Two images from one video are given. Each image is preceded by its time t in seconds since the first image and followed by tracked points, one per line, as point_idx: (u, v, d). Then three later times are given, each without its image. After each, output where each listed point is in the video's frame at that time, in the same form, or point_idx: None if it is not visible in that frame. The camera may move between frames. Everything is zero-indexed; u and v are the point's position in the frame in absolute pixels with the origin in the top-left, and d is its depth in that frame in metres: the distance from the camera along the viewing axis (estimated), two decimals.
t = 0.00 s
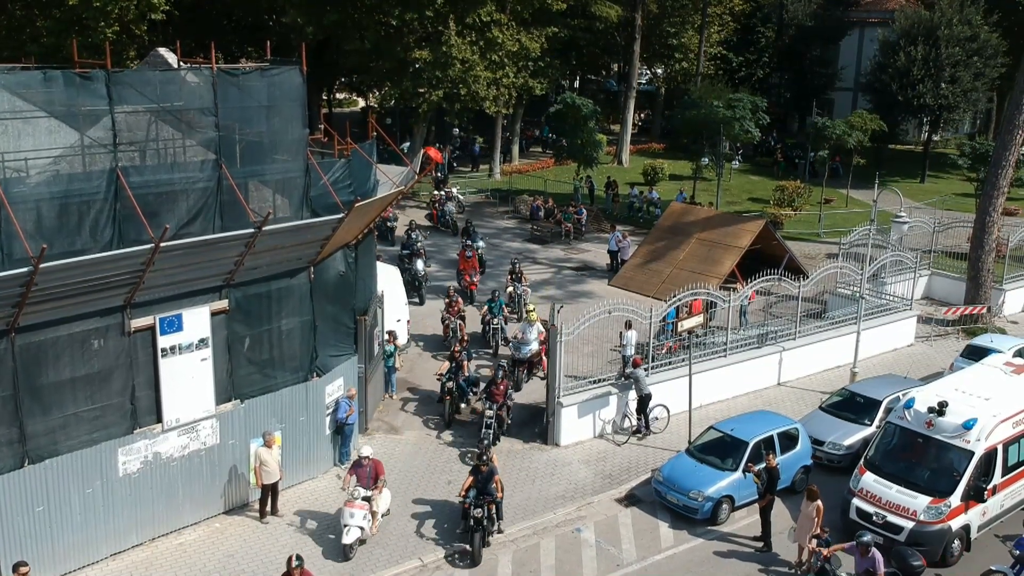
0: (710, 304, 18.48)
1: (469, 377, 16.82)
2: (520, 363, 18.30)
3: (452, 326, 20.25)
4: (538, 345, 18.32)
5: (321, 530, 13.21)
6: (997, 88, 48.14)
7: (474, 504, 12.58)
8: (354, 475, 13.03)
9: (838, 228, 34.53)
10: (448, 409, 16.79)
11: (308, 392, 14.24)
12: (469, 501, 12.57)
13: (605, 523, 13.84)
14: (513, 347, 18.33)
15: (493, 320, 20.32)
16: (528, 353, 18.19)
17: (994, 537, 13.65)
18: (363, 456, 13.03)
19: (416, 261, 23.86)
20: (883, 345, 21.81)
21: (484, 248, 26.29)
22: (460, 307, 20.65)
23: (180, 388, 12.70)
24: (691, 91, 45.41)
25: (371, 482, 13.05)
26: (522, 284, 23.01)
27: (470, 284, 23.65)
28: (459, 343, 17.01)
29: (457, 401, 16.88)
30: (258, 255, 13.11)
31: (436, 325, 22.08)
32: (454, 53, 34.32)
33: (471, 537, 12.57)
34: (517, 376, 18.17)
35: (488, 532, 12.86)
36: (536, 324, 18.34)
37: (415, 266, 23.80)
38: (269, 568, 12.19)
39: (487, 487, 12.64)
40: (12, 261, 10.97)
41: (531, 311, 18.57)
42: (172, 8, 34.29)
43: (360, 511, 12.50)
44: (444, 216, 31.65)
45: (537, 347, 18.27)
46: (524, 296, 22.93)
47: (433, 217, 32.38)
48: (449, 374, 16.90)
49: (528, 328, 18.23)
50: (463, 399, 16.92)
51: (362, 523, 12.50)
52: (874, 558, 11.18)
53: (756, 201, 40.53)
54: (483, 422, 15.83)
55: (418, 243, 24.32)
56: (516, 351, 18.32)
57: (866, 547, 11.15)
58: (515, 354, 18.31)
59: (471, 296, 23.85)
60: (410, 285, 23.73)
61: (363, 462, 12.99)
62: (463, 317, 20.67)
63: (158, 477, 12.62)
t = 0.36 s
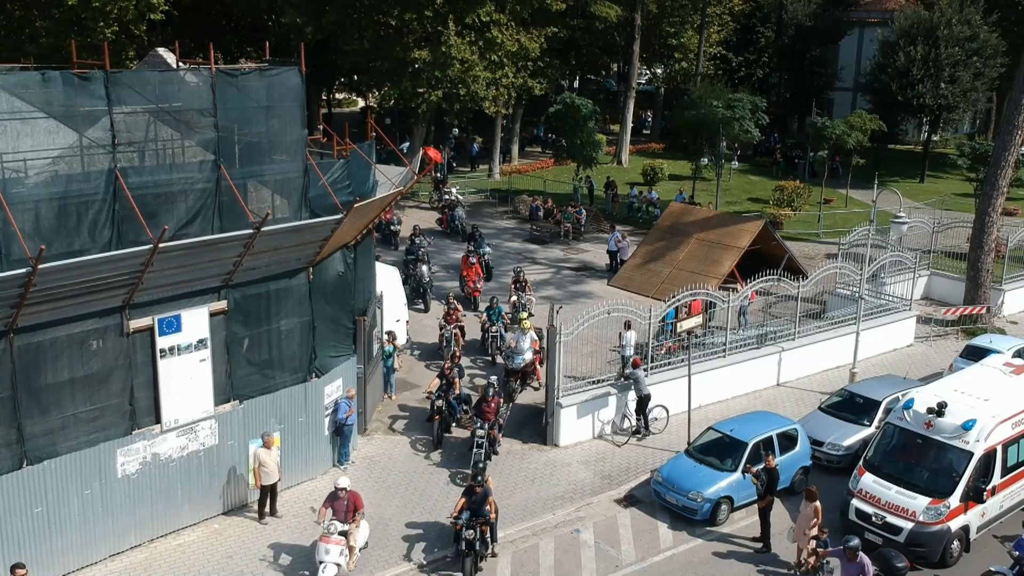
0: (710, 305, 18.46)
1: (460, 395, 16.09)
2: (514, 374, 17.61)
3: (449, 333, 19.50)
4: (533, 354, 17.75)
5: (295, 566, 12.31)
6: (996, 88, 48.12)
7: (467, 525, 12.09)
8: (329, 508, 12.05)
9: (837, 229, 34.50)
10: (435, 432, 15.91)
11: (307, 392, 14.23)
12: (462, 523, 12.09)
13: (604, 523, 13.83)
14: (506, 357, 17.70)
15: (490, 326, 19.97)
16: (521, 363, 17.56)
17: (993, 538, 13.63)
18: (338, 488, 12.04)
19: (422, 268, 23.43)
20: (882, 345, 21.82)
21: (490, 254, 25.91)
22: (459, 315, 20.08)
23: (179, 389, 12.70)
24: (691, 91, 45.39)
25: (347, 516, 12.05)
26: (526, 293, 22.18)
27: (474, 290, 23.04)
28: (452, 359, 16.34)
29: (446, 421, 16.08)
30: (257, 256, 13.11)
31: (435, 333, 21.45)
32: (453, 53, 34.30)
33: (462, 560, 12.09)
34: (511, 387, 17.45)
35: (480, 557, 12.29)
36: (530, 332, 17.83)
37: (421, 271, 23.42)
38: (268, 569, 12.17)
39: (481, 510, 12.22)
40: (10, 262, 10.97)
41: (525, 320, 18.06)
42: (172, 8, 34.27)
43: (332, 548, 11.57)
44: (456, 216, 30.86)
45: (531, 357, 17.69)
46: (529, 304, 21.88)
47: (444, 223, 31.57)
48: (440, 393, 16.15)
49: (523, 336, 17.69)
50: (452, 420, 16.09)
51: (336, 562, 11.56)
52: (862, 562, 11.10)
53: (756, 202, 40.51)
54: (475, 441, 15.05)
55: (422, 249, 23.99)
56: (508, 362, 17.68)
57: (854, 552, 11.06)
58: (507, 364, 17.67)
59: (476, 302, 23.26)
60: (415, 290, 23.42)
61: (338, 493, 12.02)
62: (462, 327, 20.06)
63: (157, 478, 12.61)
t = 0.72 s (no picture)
0: (710, 305, 18.45)
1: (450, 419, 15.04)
2: (504, 385, 17.03)
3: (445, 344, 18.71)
4: (525, 365, 17.21)
5: None
6: (996, 88, 48.12)
7: (457, 553, 11.56)
8: (304, 544, 11.04)
9: (837, 229, 34.49)
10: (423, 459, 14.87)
11: (307, 393, 14.22)
12: (452, 551, 11.56)
13: (604, 525, 13.82)
14: (498, 368, 17.19)
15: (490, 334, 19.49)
16: (514, 374, 17.03)
17: (993, 539, 13.62)
18: (314, 522, 11.07)
19: (426, 274, 22.91)
20: (882, 345, 21.83)
21: (497, 261, 25.35)
22: (457, 323, 19.32)
23: (180, 390, 12.70)
24: (691, 91, 45.38)
25: (323, 552, 11.06)
26: (531, 304, 21.33)
27: (478, 297, 22.41)
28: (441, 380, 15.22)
29: (434, 446, 15.05)
30: (257, 257, 13.10)
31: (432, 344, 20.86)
32: (453, 54, 34.27)
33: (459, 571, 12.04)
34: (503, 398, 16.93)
35: None
36: (523, 342, 17.31)
37: (425, 278, 22.91)
38: (267, 571, 12.17)
39: (474, 536, 11.62)
40: (10, 263, 10.97)
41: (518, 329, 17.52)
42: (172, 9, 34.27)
43: None
44: (464, 218, 30.34)
45: (522, 368, 17.13)
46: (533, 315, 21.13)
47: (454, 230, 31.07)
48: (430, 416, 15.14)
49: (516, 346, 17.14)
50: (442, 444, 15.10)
51: None
52: (851, 567, 11.13)
53: (756, 202, 40.50)
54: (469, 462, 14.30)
55: (427, 255, 23.49)
56: (500, 373, 17.14)
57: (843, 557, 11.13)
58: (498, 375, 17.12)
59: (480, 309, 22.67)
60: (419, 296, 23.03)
61: (314, 528, 11.04)
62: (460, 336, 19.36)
63: (157, 479, 12.60)
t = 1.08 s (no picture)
0: (710, 305, 18.45)
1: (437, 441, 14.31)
2: (498, 398, 16.62)
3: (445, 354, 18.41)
4: (519, 376, 16.68)
5: None
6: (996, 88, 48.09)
7: None
8: None
9: (837, 229, 34.46)
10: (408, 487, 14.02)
11: (307, 394, 14.21)
12: (442, 574, 11.18)
13: (605, 525, 13.82)
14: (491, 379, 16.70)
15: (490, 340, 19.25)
16: (506, 387, 16.51)
17: (994, 539, 13.61)
18: (289, 562, 10.53)
19: (431, 281, 22.17)
20: (883, 346, 21.82)
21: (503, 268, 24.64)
22: (457, 332, 18.98)
23: (180, 391, 12.70)
24: (691, 91, 45.35)
25: None
26: (535, 313, 20.63)
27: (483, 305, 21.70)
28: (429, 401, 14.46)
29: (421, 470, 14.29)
30: (258, 257, 13.10)
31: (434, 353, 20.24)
32: (453, 54, 34.25)
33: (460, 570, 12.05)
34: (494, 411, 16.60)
35: None
36: (517, 353, 16.72)
37: (430, 285, 22.13)
38: (268, 571, 12.16)
39: (464, 560, 11.13)
40: (11, 264, 10.97)
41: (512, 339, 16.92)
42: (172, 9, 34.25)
43: None
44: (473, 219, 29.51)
45: (517, 379, 16.62)
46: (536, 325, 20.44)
47: (465, 235, 30.24)
48: (416, 440, 14.25)
49: (509, 357, 16.57)
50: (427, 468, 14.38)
51: None
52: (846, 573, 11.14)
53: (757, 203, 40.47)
54: (467, 481, 13.74)
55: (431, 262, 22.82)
56: (493, 385, 16.65)
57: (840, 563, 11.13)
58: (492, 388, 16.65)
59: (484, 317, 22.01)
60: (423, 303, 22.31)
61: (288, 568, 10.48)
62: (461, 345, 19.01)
63: (158, 479, 12.60)
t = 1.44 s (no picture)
0: (710, 306, 18.47)
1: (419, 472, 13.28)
2: (492, 410, 16.34)
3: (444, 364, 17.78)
4: (513, 388, 16.50)
5: None
6: (996, 88, 48.11)
7: None
8: None
9: (837, 230, 34.44)
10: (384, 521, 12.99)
11: (307, 394, 14.21)
12: None
13: (604, 525, 13.82)
14: (486, 392, 16.47)
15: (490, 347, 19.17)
16: (502, 399, 16.33)
17: (993, 540, 13.61)
18: None
19: (434, 287, 21.67)
20: (883, 346, 21.83)
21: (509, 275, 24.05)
22: (455, 343, 18.21)
23: (180, 392, 12.69)
24: (691, 91, 45.36)
25: None
26: (537, 323, 20.28)
27: (486, 311, 21.13)
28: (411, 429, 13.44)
29: (400, 503, 13.25)
30: (257, 258, 13.09)
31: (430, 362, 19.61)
32: (453, 54, 34.23)
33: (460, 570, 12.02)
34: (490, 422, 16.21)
35: None
36: (510, 363, 16.58)
37: (433, 291, 21.65)
38: (267, 572, 12.16)
39: None
40: (10, 264, 10.96)
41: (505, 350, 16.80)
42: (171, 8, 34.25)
43: None
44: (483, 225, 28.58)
45: (511, 391, 16.44)
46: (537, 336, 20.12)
47: (475, 242, 29.25)
48: (395, 470, 13.25)
49: (504, 368, 16.44)
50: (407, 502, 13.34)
51: None
52: None
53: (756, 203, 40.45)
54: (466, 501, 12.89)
55: (434, 268, 22.42)
56: (487, 398, 16.43)
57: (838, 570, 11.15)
58: (486, 400, 16.43)
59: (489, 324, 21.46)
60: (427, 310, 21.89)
61: None
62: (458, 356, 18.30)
63: (157, 480, 12.60)
